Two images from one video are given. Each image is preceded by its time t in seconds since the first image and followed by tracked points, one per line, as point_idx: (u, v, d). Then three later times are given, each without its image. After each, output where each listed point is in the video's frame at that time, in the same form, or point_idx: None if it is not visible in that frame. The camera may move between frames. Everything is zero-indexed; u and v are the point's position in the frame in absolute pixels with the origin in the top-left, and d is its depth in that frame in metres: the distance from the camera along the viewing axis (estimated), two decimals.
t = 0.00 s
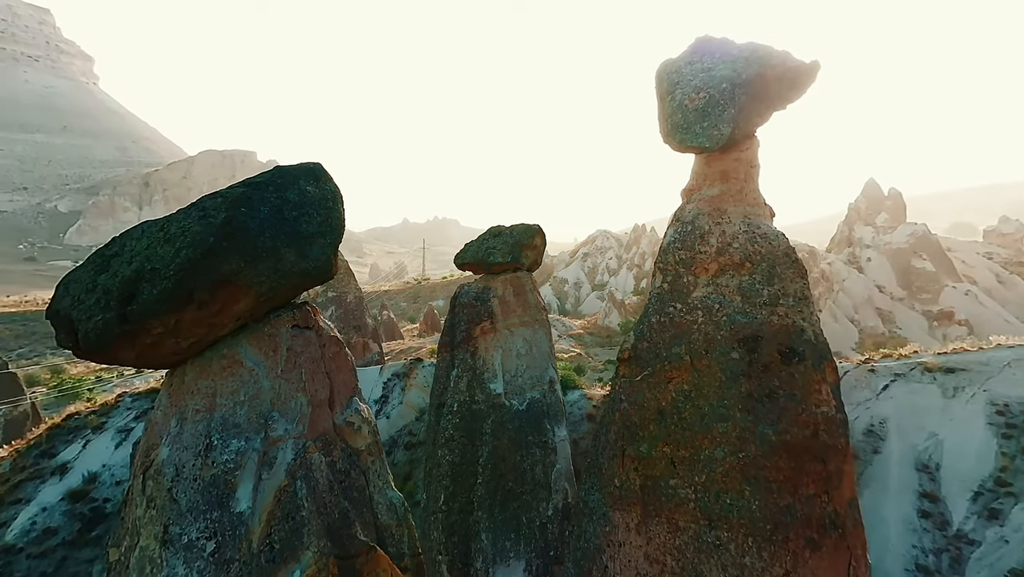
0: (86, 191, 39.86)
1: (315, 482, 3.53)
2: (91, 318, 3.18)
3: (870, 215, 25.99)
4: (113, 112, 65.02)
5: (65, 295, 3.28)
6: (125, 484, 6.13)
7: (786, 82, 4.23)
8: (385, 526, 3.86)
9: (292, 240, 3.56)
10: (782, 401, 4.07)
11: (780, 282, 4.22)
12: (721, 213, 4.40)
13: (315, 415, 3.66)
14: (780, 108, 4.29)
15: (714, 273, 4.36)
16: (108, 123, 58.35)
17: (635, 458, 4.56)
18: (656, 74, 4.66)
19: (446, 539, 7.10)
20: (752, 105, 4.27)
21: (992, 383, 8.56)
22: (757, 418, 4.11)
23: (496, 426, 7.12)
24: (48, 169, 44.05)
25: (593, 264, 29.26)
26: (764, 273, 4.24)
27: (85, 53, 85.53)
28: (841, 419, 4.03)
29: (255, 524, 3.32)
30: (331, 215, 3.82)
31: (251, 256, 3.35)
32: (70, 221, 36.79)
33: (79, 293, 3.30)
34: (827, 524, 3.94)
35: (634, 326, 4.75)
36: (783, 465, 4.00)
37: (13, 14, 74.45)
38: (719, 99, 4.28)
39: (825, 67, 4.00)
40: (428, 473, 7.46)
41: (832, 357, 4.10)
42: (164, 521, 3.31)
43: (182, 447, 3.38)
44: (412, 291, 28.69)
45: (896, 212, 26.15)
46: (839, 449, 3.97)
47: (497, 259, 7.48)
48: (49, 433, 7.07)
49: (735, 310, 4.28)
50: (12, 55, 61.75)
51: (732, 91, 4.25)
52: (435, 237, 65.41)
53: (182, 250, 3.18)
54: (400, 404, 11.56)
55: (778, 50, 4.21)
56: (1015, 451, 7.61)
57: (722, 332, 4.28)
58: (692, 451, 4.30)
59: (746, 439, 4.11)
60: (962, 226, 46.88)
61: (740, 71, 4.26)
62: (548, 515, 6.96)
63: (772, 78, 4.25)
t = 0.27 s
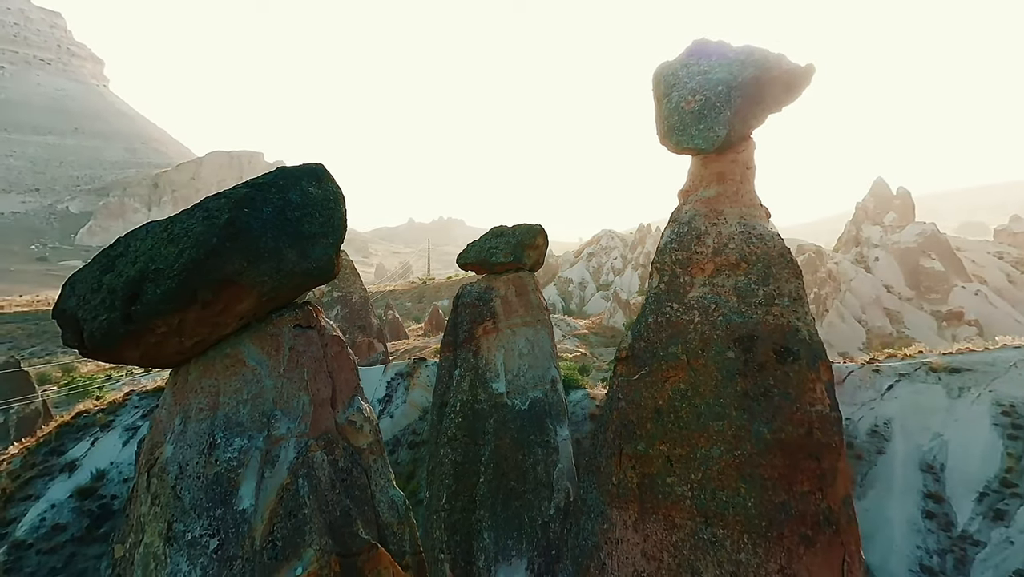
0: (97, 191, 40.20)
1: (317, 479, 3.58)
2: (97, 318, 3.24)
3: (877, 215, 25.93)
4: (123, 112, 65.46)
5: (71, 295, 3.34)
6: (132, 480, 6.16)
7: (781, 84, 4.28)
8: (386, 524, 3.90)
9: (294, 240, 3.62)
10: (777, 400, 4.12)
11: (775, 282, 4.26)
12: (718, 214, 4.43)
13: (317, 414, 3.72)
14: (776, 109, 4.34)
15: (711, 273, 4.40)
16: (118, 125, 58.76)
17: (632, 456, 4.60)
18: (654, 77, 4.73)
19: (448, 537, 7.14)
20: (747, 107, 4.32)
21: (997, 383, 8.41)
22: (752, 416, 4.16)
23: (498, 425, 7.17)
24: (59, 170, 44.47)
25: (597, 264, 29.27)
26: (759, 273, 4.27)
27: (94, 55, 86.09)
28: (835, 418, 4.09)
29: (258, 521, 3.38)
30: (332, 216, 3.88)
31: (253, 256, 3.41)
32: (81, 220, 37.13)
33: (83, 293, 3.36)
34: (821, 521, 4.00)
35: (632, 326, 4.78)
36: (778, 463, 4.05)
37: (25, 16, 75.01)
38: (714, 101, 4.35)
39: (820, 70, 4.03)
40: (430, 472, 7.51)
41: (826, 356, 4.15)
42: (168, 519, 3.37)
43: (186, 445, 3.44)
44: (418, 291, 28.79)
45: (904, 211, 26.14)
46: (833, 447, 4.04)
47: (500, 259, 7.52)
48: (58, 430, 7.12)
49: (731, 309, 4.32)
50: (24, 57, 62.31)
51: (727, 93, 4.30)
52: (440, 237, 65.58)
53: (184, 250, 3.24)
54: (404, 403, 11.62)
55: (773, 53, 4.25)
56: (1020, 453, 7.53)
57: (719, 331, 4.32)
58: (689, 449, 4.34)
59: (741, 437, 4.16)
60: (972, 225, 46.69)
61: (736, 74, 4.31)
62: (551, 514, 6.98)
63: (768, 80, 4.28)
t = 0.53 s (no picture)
0: (107, 193, 40.53)
1: (318, 478, 3.66)
2: (102, 317, 3.31)
3: (885, 214, 25.81)
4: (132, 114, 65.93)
5: (76, 295, 3.41)
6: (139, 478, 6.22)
7: (777, 86, 4.31)
8: (388, 522, 3.97)
9: (295, 241, 3.67)
10: (772, 398, 4.15)
11: (770, 282, 4.29)
12: (714, 215, 4.47)
13: (319, 414, 3.79)
14: (772, 111, 4.37)
15: (707, 274, 4.43)
16: (127, 126, 59.22)
17: (629, 455, 4.64)
18: (651, 79, 4.78)
19: (451, 536, 7.18)
20: (743, 109, 4.35)
21: (1003, 383, 8.44)
22: (747, 415, 4.20)
23: (500, 424, 7.21)
24: (70, 171, 44.88)
25: (602, 264, 29.28)
26: (755, 273, 4.31)
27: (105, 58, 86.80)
28: (829, 416, 4.10)
29: (260, 519, 3.44)
30: (334, 217, 3.92)
31: (256, 256, 3.48)
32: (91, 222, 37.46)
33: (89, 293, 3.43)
34: (815, 517, 4.02)
35: (630, 325, 4.82)
36: (773, 461, 4.09)
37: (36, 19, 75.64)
38: (711, 103, 4.38)
39: (814, 73, 4.06)
40: (433, 471, 7.55)
41: (821, 355, 4.17)
42: (172, 516, 3.42)
43: (189, 443, 3.49)
44: (423, 291, 28.88)
45: (913, 210, 26.05)
46: (827, 445, 4.05)
47: (502, 259, 7.55)
48: (66, 429, 7.32)
49: (726, 309, 4.35)
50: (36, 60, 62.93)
51: (723, 96, 4.34)
52: (446, 237, 65.70)
53: (187, 250, 3.31)
54: (407, 402, 11.67)
55: (769, 55, 4.28)
56: None
57: (715, 331, 4.35)
58: (685, 447, 4.39)
59: (737, 435, 4.20)
60: (983, 223, 46.34)
61: (731, 77, 4.34)
62: (553, 513, 7.02)
63: (763, 83, 4.31)
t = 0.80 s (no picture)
0: (117, 193, 40.85)
1: (320, 476, 3.67)
2: (107, 317, 3.41)
3: (892, 213, 25.71)
4: (142, 115, 66.38)
5: (82, 295, 3.51)
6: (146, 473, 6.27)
7: (772, 89, 4.35)
8: (388, 520, 3.99)
9: (296, 241, 3.73)
10: (766, 397, 4.20)
11: (765, 282, 4.34)
12: (710, 215, 4.52)
13: (321, 412, 3.82)
14: (767, 114, 4.41)
15: (702, 274, 4.47)
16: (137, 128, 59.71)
17: (626, 453, 4.68)
18: (648, 81, 4.83)
19: (452, 534, 7.21)
20: (738, 111, 4.39)
21: (1008, 383, 8.35)
22: (742, 413, 4.24)
23: (502, 424, 7.26)
24: (81, 173, 45.28)
25: (607, 263, 29.29)
26: (750, 274, 4.35)
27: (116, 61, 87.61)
28: (823, 413, 4.15)
29: (262, 516, 3.52)
30: (336, 217, 3.96)
31: (257, 257, 3.55)
32: (101, 222, 37.79)
33: (94, 293, 3.54)
34: (809, 513, 4.07)
35: (626, 325, 4.86)
36: (767, 458, 4.14)
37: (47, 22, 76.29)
38: (707, 106, 4.43)
39: (809, 76, 4.10)
40: (435, 470, 7.59)
41: (815, 354, 4.23)
42: (175, 513, 3.56)
43: (192, 441, 3.62)
44: (428, 290, 28.96)
45: (921, 208, 25.95)
46: (821, 442, 4.10)
47: (504, 259, 7.60)
48: (74, 426, 7.44)
49: (722, 309, 4.39)
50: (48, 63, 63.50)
51: (719, 98, 4.38)
52: (451, 237, 65.78)
53: (190, 251, 3.40)
54: (410, 402, 11.72)
55: (765, 59, 4.33)
56: None
57: (710, 330, 4.39)
58: (681, 445, 4.42)
59: (732, 433, 4.25)
60: (994, 222, 45.97)
61: (727, 80, 4.39)
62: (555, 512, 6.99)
63: (759, 86, 4.36)
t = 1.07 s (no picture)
0: (126, 194, 41.15)
1: (321, 475, 3.71)
2: (111, 317, 3.49)
3: (900, 212, 25.60)
4: (151, 117, 66.82)
5: (86, 294, 3.60)
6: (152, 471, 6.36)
7: (767, 92, 4.40)
8: (390, 518, 4.02)
9: (298, 242, 3.79)
10: (761, 395, 4.25)
11: (760, 282, 4.38)
12: (706, 217, 4.56)
13: (322, 411, 3.87)
14: (762, 117, 4.46)
15: (698, 274, 4.52)
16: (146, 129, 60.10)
17: (623, 451, 4.72)
18: (644, 85, 4.88)
19: (454, 533, 7.25)
20: (733, 114, 4.44)
21: (1012, 383, 8.34)
22: (737, 412, 4.29)
23: (504, 423, 7.31)
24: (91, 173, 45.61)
25: (611, 263, 29.30)
26: (745, 274, 4.40)
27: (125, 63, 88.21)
28: (817, 412, 4.21)
29: (264, 514, 3.58)
30: (336, 218, 4.02)
31: (259, 257, 3.62)
32: (109, 223, 38.05)
33: (98, 292, 3.62)
34: (804, 510, 4.13)
35: (623, 324, 4.90)
36: (761, 456, 4.18)
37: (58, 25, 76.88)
38: (702, 109, 4.48)
39: (803, 79, 4.15)
40: (437, 469, 7.64)
41: (809, 354, 4.29)
42: (179, 511, 3.62)
43: (195, 439, 3.69)
44: (433, 290, 29.03)
45: (929, 208, 25.85)
46: (815, 440, 4.16)
47: (506, 259, 7.63)
48: (82, 425, 7.59)
49: (717, 308, 4.44)
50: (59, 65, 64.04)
51: (714, 101, 4.44)
52: (455, 237, 65.85)
53: (193, 251, 3.47)
54: (413, 401, 11.79)
55: (760, 62, 4.38)
56: None
57: (706, 330, 4.44)
58: (678, 443, 4.46)
59: (727, 432, 4.29)
60: (1003, 222, 45.69)
61: (722, 84, 4.45)
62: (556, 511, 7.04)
63: (754, 89, 4.40)
